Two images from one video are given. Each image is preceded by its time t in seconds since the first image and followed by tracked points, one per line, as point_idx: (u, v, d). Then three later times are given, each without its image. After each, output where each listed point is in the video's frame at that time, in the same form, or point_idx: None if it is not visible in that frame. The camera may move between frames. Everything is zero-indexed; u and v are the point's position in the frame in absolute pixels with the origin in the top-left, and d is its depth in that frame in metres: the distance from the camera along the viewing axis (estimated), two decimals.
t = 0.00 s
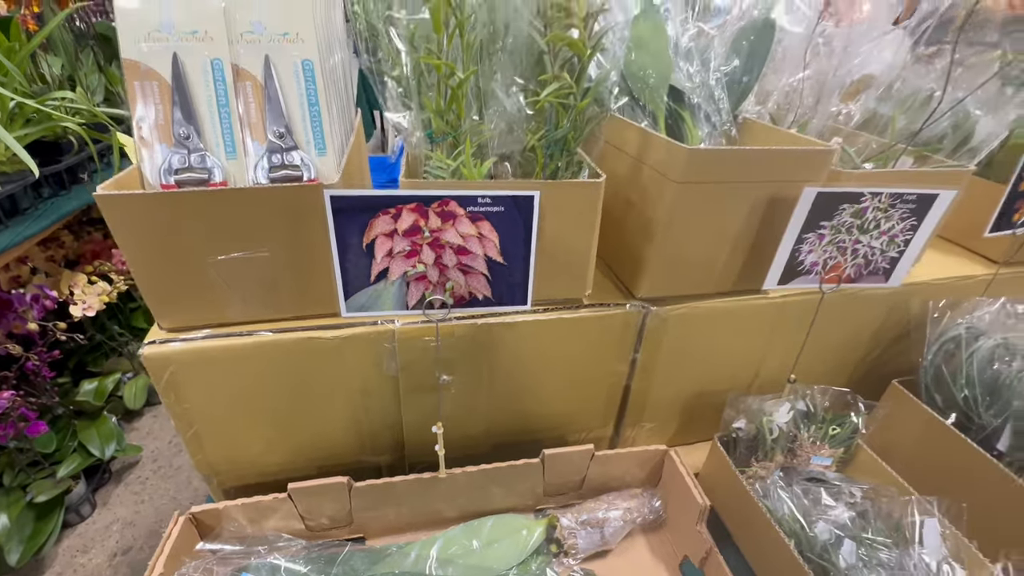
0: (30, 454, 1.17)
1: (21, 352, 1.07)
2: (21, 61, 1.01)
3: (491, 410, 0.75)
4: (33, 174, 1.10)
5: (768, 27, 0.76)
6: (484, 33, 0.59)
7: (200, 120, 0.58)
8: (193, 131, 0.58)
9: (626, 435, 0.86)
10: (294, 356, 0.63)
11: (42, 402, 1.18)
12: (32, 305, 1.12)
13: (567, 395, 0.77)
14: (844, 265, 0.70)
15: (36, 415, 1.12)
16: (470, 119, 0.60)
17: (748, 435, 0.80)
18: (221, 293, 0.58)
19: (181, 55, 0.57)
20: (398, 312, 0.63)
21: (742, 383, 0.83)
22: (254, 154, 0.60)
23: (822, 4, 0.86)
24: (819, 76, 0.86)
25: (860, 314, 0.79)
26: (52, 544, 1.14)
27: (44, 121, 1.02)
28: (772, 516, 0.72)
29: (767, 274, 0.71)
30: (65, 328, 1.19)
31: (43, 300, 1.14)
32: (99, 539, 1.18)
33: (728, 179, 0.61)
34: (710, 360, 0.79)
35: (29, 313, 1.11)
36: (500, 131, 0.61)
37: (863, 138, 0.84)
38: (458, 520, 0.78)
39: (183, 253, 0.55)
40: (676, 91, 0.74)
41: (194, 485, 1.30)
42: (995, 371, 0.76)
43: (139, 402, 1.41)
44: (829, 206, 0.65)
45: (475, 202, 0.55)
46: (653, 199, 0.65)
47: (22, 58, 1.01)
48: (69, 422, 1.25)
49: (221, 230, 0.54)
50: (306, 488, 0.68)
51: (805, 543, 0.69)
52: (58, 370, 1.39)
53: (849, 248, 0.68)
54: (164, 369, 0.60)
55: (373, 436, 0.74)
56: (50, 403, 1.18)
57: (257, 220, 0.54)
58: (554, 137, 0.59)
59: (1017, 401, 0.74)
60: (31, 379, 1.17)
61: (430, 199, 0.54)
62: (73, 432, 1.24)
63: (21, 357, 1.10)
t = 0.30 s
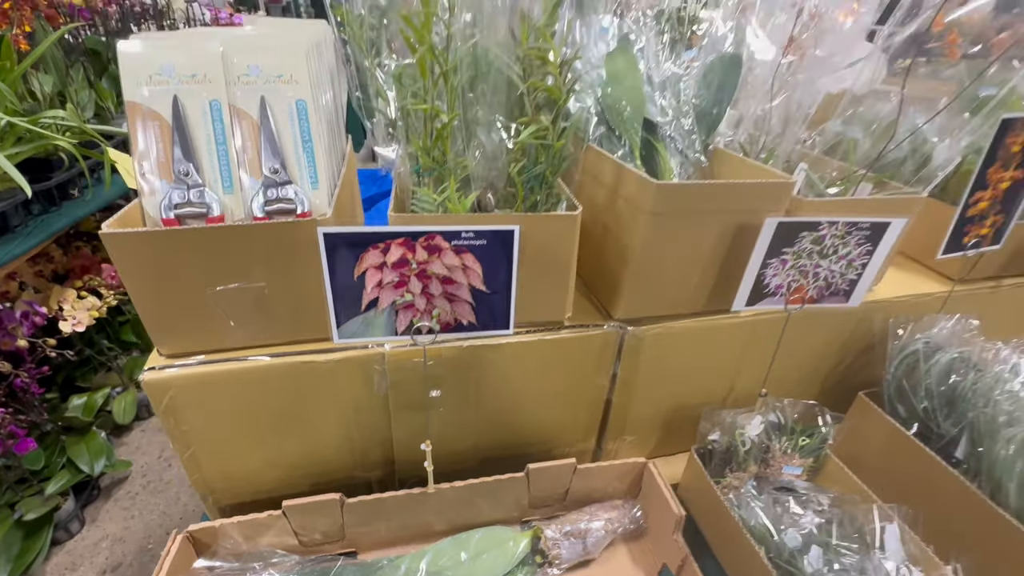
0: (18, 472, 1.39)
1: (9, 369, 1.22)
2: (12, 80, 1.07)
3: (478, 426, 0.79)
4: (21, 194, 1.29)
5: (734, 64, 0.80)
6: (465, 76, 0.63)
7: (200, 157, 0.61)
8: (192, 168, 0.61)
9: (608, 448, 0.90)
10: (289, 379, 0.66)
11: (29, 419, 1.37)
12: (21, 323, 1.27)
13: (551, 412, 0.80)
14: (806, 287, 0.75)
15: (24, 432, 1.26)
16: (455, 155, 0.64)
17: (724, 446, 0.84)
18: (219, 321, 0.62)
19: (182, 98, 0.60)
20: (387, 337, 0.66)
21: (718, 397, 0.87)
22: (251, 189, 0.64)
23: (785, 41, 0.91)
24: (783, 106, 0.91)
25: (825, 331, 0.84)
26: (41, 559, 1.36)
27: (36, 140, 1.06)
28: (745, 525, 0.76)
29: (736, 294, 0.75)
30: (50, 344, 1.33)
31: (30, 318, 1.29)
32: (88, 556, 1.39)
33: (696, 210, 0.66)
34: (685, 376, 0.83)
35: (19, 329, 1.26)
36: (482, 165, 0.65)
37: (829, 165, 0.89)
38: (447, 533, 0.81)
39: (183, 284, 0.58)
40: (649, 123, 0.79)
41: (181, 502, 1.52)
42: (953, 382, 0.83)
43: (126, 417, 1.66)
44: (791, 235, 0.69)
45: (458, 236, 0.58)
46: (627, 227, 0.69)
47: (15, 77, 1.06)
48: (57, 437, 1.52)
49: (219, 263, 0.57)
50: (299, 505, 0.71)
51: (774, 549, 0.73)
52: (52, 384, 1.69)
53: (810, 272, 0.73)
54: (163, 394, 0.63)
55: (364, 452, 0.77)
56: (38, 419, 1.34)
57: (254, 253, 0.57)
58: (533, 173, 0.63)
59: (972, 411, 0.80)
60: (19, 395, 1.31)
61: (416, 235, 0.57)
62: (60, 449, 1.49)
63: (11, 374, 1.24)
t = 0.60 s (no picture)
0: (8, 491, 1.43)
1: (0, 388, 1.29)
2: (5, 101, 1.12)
3: (465, 445, 0.82)
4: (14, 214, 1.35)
5: (704, 99, 0.85)
6: (449, 120, 0.67)
7: (198, 197, 0.65)
8: (191, 208, 0.64)
9: (591, 462, 0.94)
10: (283, 405, 0.69)
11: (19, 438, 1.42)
12: (11, 342, 1.35)
13: (534, 430, 0.84)
14: (772, 310, 0.80)
15: (14, 451, 1.33)
16: (441, 192, 0.68)
17: (699, 459, 0.89)
18: (217, 352, 0.65)
19: (182, 142, 0.64)
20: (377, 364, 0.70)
21: (695, 413, 0.92)
22: (247, 227, 0.67)
23: (752, 75, 0.97)
24: (751, 135, 0.96)
25: (793, 350, 0.89)
26: None
27: (28, 161, 1.10)
28: (719, 537, 0.80)
29: (706, 317, 0.79)
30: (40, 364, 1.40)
31: (20, 337, 1.37)
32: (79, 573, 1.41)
33: (666, 241, 0.70)
34: (662, 393, 0.87)
35: (8, 348, 1.33)
36: (467, 202, 0.69)
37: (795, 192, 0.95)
38: (436, 548, 0.84)
39: (183, 319, 0.61)
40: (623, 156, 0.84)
41: (172, 518, 1.54)
42: (913, 396, 0.89)
43: (116, 432, 1.69)
44: (754, 264, 0.74)
45: (444, 272, 0.62)
46: (603, 257, 0.73)
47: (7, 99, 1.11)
48: (45, 456, 1.53)
49: (217, 299, 0.61)
50: (293, 526, 0.74)
51: (745, 559, 0.78)
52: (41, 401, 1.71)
53: (775, 297, 0.78)
54: (162, 422, 0.67)
55: (355, 472, 0.80)
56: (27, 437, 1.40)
57: (251, 289, 0.61)
58: (514, 210, 0.67)
59: (930, 425, 0.86)
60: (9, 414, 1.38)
61: (404, 271, 0.61)
62: (48, 467, 1.51)
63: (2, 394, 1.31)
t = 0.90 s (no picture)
0: None
1: None
2: None
3: (453, 467, 0.85)
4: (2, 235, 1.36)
5: (680, 132, 0.89)
6: (433, 159, 0.71)
7: (192, 235, 0.67)
8: (186, 246, 0.66)
9: (576, 480, 0.97)
10: (275, 434, 0.72)
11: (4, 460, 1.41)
12: None
13: (520, 451, 0.87)
14: (744, 335, 0.84)
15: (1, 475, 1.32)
16: (428, 229, 0.71)
17: (679, 477, 0.92)
18: (211, 385, 0.67)
19: (177, 183, 0.66)
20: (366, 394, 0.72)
21: (675, 432, 0.96)
22: (240, 262, 0.69)
23: (725, 107, 1.02)
24: (724, 164, 1.00)
25: (767, 370, 0.93)
26: None
27: (16, 182, 1.12)
28: (698, 553, 0.83)
29: (681, 342, 0.83)
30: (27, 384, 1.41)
31: (6, 357, 1.38)
32: None
33: (642, 272, 0.74)
34: (643, 414, 0.91)
35: None
36: (452, 236, 0.73)
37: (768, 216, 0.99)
38: (425, 569, 0.86)
39: (178, 354, 0.64)
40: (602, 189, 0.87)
41: (160, 538, 1.54)
42: (881, 412, 0.93)
43: (103, 452, 1.69)
44: (726, 293, 0.78)
45: (430, 307, 0.65)
46: (583, 287, 0.77)
47: None
48: (29, 478, 1.53)
49: (212, 335, 0.63)
50: (285, 551, 0.75)
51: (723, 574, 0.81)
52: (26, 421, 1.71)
53: (746, 322, 0.82)
54: (157, 453, 0.68)
55: (346, 496, 0.83)
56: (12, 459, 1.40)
57: (244, 325, 0.63)
58: (498, 245, 0.70)
59: (896, 440, 0.90)
60: None
61: (392, 307, 0.64)
62: (33, 489, 1.50)
63: None
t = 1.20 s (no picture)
0: None
1: None
2: None
3: (442, 488, 0.88)
4: None
5: (657, 165, 0.96)
6: (421, 196, 0.74)
7: (188, 271, 0.70)
8: (183, 282, 0.69)
9: (563, 497, 1.00)
10: (269, 461, 0.74)
11: None
12: None
13: (508, 471, 0.90)
14: (721, 356, 0.88)
15: None
16: (416, 262, 0.74)
17: (662, 493, 0.95)
18: (206, 415, 0.70)
19: (173, 222, 0.69)
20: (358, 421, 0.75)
21: (658, 449, 0.99)
22: (234, 296, 0.72)
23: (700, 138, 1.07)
24: (701, 189, 1.05)
25: (744, 388, 0.97)
26: None
27: (6, 206, 1.14)
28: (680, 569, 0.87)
29: (661, 365, 0.86)
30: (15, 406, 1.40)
31: None
32: None
33: (621, 301, 0.78)
34: (626, 432, 0.94)
35: None
36: (439, 267, 0.76)
37: (743, 239, 1.03)
38: None
39: (175, 387, 0.66)
40: (583, 218, 0.91)
41: (150, 557, 1.54)
42: (854, 426, 0.97)
43: (91, 471, 1.68)
44: (701, 318, 0.82)
45: (418, 339, 0.68)
46: (566, 314, 0.80)
47: None
48: (17, 499, 1.53)
49: (208, 368, 0.66)
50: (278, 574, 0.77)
51: None
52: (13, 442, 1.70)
53: (722, 345, 0.86)
54: (153, 482, 0.70)
55: (338, 518, 0.85)
56: None
57: (240, 358, 0.66)
58: (483, 276, 0.73)
59: (869, 453, 0.93)
60: None
61: (381, 340, 0.67)
62: (20, 511, 1.51)
63: None
